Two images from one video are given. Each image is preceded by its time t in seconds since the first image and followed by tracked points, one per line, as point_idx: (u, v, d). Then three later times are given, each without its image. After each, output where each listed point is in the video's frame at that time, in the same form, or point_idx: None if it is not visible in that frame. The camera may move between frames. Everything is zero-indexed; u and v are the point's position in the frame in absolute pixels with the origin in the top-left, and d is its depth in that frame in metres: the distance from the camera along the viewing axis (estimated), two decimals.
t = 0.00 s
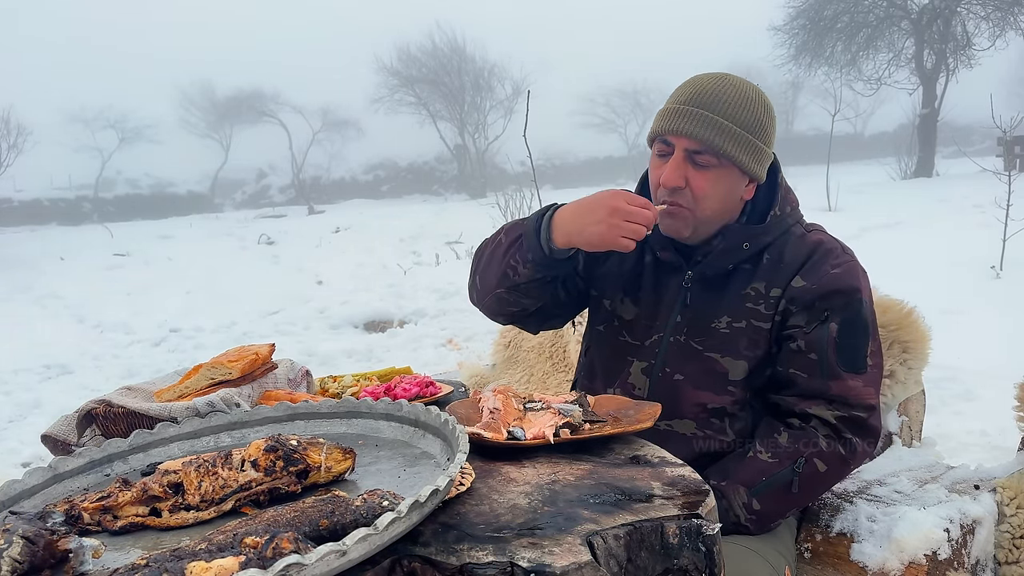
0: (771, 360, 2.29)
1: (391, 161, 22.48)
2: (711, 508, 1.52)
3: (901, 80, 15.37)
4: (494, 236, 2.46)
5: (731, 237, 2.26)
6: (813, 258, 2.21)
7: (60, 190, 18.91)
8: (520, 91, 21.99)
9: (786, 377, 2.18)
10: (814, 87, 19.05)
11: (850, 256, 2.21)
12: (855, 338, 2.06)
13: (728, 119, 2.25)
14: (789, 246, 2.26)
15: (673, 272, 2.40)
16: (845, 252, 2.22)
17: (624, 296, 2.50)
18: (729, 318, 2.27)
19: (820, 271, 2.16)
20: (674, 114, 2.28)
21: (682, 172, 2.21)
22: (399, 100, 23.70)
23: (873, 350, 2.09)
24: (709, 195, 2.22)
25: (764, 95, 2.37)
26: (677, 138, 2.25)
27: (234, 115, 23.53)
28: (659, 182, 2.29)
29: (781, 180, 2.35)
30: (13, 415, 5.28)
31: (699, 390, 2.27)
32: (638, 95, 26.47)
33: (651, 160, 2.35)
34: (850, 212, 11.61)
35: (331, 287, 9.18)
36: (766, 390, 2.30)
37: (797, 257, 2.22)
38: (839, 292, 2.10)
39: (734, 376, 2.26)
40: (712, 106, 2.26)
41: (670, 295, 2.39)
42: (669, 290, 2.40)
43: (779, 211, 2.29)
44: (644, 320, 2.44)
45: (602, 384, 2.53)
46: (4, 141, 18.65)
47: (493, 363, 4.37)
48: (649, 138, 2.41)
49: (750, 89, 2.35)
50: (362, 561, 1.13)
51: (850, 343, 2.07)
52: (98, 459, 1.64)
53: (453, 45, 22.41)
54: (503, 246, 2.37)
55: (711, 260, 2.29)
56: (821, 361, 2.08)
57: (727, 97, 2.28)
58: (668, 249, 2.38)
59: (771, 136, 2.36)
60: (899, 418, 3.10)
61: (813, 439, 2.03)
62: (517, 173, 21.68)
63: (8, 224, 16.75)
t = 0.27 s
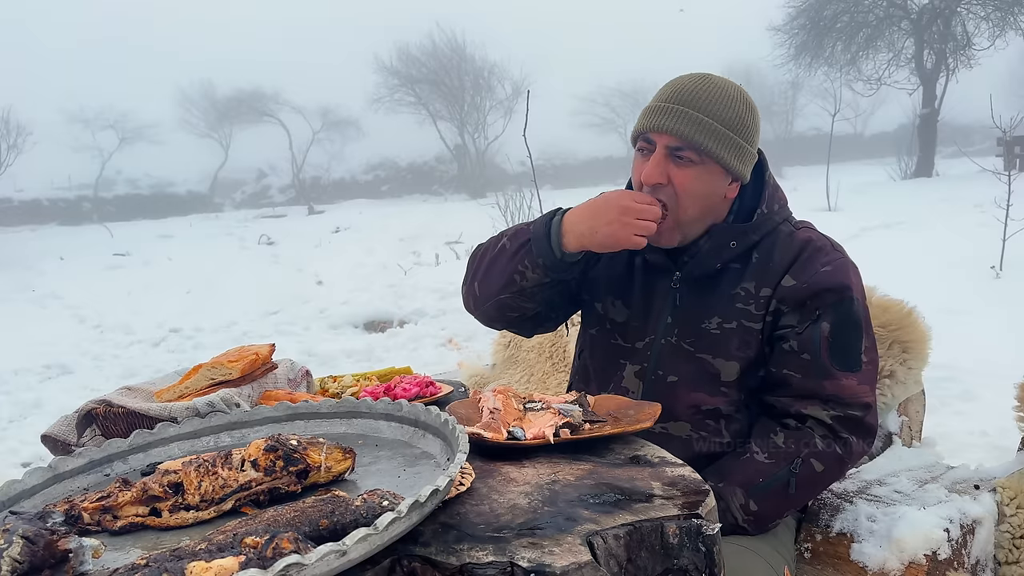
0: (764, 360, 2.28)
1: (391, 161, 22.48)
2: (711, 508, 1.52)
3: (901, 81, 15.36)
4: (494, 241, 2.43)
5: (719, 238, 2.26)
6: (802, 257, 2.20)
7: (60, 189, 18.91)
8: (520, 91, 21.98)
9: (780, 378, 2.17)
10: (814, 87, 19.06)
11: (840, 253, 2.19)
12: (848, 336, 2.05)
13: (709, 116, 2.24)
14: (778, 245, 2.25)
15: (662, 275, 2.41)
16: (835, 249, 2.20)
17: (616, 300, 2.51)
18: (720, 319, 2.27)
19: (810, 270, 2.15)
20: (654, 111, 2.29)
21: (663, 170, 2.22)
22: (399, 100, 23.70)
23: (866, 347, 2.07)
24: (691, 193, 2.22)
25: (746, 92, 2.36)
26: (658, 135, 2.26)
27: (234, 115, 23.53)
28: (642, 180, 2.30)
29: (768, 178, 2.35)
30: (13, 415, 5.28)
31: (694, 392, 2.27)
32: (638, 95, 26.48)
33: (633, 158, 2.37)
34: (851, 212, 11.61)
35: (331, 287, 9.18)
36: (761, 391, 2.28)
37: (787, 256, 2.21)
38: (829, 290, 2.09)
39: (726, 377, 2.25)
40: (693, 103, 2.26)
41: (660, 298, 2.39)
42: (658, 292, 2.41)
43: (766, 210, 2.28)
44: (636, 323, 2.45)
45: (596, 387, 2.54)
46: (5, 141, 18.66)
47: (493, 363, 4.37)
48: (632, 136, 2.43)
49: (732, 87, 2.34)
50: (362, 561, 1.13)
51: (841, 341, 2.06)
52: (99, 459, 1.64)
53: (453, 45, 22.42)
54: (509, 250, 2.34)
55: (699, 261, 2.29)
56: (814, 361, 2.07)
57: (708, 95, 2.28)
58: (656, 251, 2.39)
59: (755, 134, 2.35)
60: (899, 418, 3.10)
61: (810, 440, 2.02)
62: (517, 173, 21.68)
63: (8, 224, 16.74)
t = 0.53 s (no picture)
0: (760, 360, 2.27)
1: (391, 162, 22.47)
2: (711, 508, 1.52)
3: (901, 80, 15.36)
4: (489, 253, 2.43)
5: (712, 237, 2.26)
6: (796, 255, 2.20)
7: (60, 190, 18.92)
8: (520, 92, 21.98)
9: (776, 377, 2.17)
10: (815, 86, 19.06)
11: (835, 251, 2.19)
12: (843, 334, 2.05)
13: (699, 117, 2.24)
14: (772, 243, 2.25)
15: (656, 275, 2.41)
16: (830, 247, 2.20)
17: (611, 301, 2.51)
18: (715, 319, 2.27)
19: (804, 268, 2.15)
20: (645, 113, 2.29)
21: (654, 170, 2.22)
22: (399, 100, 23.70)
23: (862, 345, 2.07)
24: (683, 194, 2.22)
25: (735, 91, 2.36)
26: (648, 137, 2.25)
27: (234, 115, 23.54)
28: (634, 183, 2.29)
29: (760, 177, 2.34)
30: (14, 415, 5.28)
31: (691, 393, 2.27)
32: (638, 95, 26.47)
33: (625, 160, 2.37)
34: (851, 212, 11.60)
35: (331, 287, 9.18)
36: (758, 390, 2.28)
37: (780, 255, 2.22)
38: (824, 289, 2.09)
39: (722, 377, 2.25)
40: (682, 105, 2.26)
41: (654, 298, 2.40)
42: (653, 292, 2.41)
43: (759, 209, 2.29)
44: (631, 324, 2.45)
45: (593, 389, 2.54)
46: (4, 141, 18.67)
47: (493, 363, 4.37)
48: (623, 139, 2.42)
49: (722, 87, 2.34)
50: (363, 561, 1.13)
51: (837, 339, 2.05)
52: (99, 459, 1.64)
53: (453, 45, 22.41)
54: (503, 264, 2.33)
55: (692, 259, 2.29)
56: (810, 361, 2.06)
57: (698, 97, 2.28)
58: (649, 251, 2.40)
59: (746, 133, 2.34)
60: (899, 418, 3.10)
61: (807, 439, 2.02)
62: (517, 173, 21.68)
63: (8, 224, 16.75)
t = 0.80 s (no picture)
0: (759, 359, 2.27)
1: (391, 162, 22.47)
2: (711, 508, 1.52)
3: (901, 80, 15.36)
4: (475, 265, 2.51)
5: (712, 237, 2.26)
6: (796, 255, 2.20)
7: (61, 190, 18.94)
8: (520, 92, 21.99)
9: (775, 376, 2.17)
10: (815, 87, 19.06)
11: (835, 250, 2.19)
12: (842, 334, 2.05)
13: (702, 120, 2.24)
14: (771, 243, 2.25)
15: (656, 275, 2.41)
16: (829, 247, 2.20)
17: (611, 302, 2.51)
18: (715, 318, 2.27)
19: (804, 268, 2.15)
20: (647, 116, 2.28)
21: (660, 176, 2.22)
22: (399, 100, 23.69)
23: (862, 344, 2.07)
24: (688, 197, 2.23)
25: (736, 91, 2.36)
26: (652, 142, 2.25)
27: (234, 115, 23.54)
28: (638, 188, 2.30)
29: (760, 177, 2.35)
30: (14, 414, 5.28)
31: (691, 392, 2.26)
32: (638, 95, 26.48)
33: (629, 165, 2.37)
34: (851, 212, 11.60)
35: (331, 287, 9.19)
36: (757, 389, 2.28)
37: (780, 255, 2.22)
38: (824, 288, 2.09)
39: (722, 376, 2.25)
40: (684, 108, 2.26)
41: (654, 298, 2.40)
42: (653, 292, 2.41)
43: (759, 209, 2.29)
44: (631, 324, 2.45)
45: (593, 389, 2.53)
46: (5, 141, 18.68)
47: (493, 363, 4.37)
48: (626, 143, 2.42)
49: (721, 86, 2.34)
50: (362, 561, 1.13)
51: (836, 339, 2.05)
52: (99, 459, 1.64)
53: (453, 45, 22.42)
54: (481, 273, 2.41)
55: (692, 260, 2.30)
56: (809, 360, 2.06)
57: (699, 98, 2.28)
58: (649, 251, 2.40)
59: (747, 132, 2.35)
60: (900, 418, 3.10)
61: (807, 439, 2.02)
62: (517, 173, 21.67)
63: (8, 224, 16.76)
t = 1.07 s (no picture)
0: (761, 358, 2.27)
1: (391, 162, 22.48)
2: (711, 508, 1.52)
3: (901, 80, 15.36)
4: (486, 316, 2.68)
5: (714, 237, 2.26)
6: (799, 255, 2.20)
7: (61, 190, 18.95)
8: (520, 92, 22.00)
9: (777, 376, 2.17)
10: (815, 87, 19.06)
11: (838, 251, 2.19)
12: (845, 334, 2.05)
13: (711, 122, 2.23)
14: (774, 243, 2.26)
15: (659, 275, 2.42)
16: (832, 247, 2.20)
17: (614, 302, 2.52)
18: (717, 318, 2.27)
19: (806, 268, 2.15)
20: (656, 117, 2.27)
21: (669, 178, 2.23)
22: (399, 100, 23.70)
23: (864, 344, 2.06)
24: (697, 198, 2.24)
25: (742, 91, 2.36)
26: (661, 144, 2.25)
27: (234, 115, 23.55)
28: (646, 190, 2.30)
29: (765, 177, 2.35)
30: (14, 415, 5.28)
31: (692, 391, 2.27)
32: (638, 95, 26.49)
33: (637, 166, 2.36)
34: (851, 212, 11.60)
35: (331, 287, 9.19)
36: (758, 389, 2.27)
37: (783, 255, 2.22)
38: (826, 288, 2.09)
39: (724, 375, 2.25)
40: (693, 109, 2.25)
41: (656, 298, 2.41)
42: (655, 292, 2.42)
43: (763, 209, 2.29)
44: (632, 324, 2.46)
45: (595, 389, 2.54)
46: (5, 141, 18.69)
47: (492, 363, 4.37)
48: (634, 142, 2.41)
49: (729, 86, 2.34)
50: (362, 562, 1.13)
51: (838, 339, 2.05)
52: (99, 459, 1.64)
53: (453, 45, 22.42)
54: (488, 330, 2.59)
55: (694, 260, 2.30)
56: (810, 360, 2.06)
57: (708, 99, 2.26)
58: (652, 251, 2.41)
59: (754, 131, 2.35)
60: (900, 418, 3.10)
61: (808, 438, 2.01)
62: (517, 173, 21.68)
63: (8, 224, 16.76)
